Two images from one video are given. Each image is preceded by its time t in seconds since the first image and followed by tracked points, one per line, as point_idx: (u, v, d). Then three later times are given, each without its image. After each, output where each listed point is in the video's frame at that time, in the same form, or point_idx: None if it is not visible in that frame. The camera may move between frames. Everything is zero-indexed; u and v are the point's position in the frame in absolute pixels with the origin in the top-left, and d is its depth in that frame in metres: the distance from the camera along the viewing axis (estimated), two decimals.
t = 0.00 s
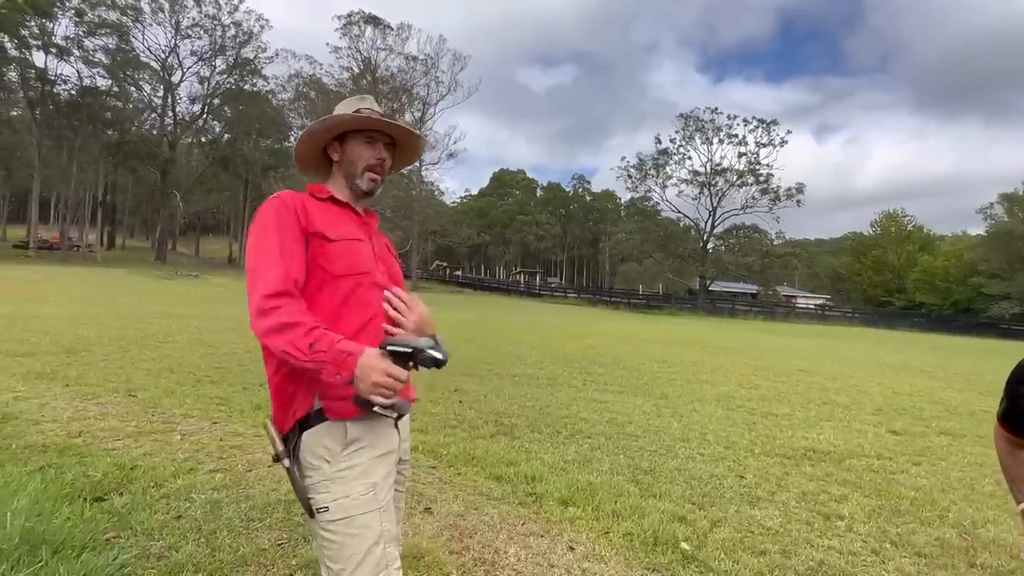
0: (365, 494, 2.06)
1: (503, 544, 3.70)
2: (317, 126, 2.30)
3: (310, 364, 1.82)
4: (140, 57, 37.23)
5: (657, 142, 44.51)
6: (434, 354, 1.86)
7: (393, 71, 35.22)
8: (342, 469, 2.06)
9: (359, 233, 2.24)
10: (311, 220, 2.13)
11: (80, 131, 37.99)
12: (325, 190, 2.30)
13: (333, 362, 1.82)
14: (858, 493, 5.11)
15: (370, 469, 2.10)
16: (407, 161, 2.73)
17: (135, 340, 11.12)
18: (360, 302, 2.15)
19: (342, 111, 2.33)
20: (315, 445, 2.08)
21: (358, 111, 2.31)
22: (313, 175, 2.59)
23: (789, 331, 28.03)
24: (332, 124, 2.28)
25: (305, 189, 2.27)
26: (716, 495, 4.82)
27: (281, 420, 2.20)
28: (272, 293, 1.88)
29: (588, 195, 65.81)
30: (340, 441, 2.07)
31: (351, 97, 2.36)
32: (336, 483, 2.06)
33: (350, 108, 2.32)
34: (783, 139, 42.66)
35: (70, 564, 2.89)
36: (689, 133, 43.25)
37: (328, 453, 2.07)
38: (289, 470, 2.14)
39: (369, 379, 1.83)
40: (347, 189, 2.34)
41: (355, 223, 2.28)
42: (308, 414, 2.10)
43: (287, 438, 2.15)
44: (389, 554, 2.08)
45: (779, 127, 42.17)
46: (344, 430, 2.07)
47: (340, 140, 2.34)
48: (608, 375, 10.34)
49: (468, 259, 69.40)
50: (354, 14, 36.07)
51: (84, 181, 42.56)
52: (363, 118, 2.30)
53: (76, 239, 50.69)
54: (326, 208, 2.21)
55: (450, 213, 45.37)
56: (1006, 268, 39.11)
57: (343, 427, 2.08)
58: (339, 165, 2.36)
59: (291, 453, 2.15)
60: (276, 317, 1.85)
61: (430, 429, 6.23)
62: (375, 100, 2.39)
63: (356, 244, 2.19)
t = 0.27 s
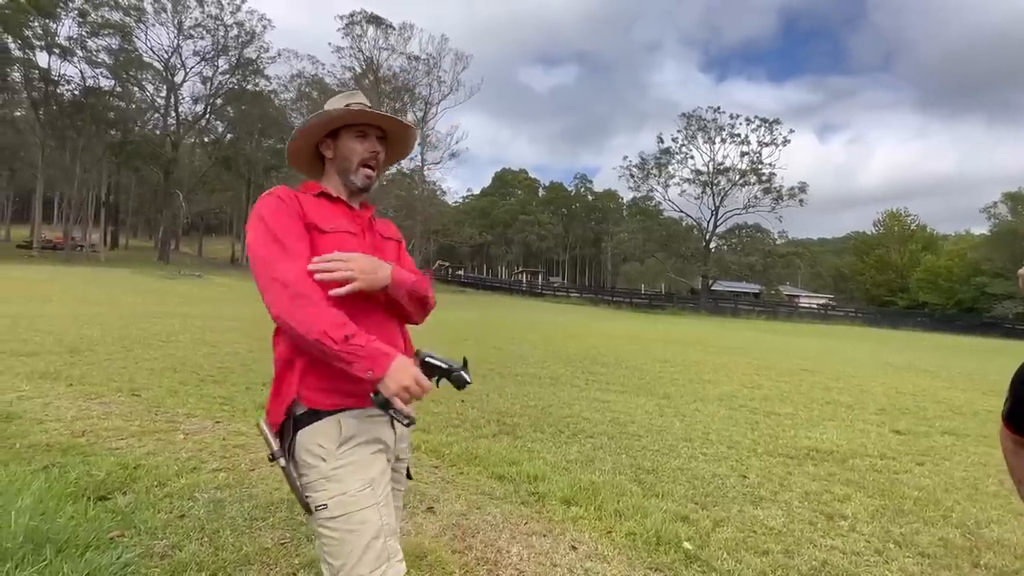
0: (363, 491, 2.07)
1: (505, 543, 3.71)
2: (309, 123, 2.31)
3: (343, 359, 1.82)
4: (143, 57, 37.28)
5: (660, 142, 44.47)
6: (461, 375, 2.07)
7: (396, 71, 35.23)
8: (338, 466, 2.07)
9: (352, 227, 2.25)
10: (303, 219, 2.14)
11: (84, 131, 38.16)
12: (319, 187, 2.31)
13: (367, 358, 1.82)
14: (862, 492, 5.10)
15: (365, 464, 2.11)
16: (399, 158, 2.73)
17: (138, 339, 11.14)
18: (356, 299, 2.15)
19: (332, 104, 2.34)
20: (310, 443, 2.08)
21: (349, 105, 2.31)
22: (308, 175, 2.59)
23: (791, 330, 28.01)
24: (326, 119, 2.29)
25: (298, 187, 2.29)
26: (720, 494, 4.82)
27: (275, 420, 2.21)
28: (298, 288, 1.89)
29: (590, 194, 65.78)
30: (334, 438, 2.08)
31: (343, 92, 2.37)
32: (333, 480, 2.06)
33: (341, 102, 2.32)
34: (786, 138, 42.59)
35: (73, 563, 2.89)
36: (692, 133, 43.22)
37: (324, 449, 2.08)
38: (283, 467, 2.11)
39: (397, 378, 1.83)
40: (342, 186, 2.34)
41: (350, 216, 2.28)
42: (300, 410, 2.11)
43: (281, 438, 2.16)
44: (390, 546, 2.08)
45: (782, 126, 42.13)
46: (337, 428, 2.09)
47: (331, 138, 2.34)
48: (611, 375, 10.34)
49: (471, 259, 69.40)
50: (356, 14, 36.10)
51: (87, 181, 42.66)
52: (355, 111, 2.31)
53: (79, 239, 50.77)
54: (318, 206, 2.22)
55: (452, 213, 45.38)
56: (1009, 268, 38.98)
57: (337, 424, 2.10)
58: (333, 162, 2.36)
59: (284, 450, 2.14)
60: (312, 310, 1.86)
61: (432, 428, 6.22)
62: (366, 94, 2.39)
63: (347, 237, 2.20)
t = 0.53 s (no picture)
0: (352, 502, 2.08)
1: (507, 543, 3.71)
2: (292, 123, 2.28)
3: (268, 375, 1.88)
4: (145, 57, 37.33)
5: (662, 142, 44.43)
6: (396, 361, 1.98)
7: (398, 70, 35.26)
8: (331, 476, 2.08)
9: (344, 231, 2.24)
10: (292, 225, 2.13)
11: (86, 130, 38.25)
12: (311, 188, 2.30)
13: (294, 370, 1.88)
14: (864, 492, 5.10)
15: (357, 476, 2.11)
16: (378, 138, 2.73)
17: (141, 338, 11.17)
18: (347, 306, 2.15)
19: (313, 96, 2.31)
20: (304, 450, 2.08)
21: (333, 97, 2.29)
22: (292, 170, 2.58)
23: (793, 330, 28.02)
24: (309, 115, 2.27)
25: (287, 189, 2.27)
26: (721, 494, 4.82)
27: (273, 420, 2.22)
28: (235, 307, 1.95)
29: (592, 194, 65.78)
30: (328, 448, 2.08)
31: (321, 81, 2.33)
32: (324, 489, 2.07)
33: (323, 93, 2.29)
34: (788, 138, 42.55)
35: (76, 562, 2.90)
36: (694, 132, 43.15)
37: (318, 459, 2.08)
38: (278, 471, 2.14)
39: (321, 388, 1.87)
40: (334, 181, 2.34)
41: (342, 220, 2.27)
42: (296, 420, 2.10)
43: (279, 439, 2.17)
44: (374, 559, 2.10)
45: (784, 126, 42.09)
46: (333, 438, 2.08)
47: (317, 132, 2.33)
48: (613, 374, 10.33)
49: (472, 258, 69.42)
50: (358, 14, 36.13)
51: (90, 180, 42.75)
52: (339, 103, 2.29)
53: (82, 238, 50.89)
54: (305, 212, 2.20)
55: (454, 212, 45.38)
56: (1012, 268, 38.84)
57: (333, 434, 2.09)
58: (322, 156, 2.35)
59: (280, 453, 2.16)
60: (245, 335, 1.92)
61: (434, 428, 6.23)
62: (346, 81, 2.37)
63: (340, 244, 2.20)
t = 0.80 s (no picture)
0: (314, 501, 2.08)
1: (508, 543, 3.70)
2: (264, 111, 2.28)
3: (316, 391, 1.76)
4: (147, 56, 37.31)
5: (663, 142, 44.40)
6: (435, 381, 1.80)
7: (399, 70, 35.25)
8: (297, 473, 2.08)
9: (325, 226, 2.22)
10: (276, 222, 2.13)
11: (88, 129, 38.20)
12: (287, 180, 2.30)
13: (336, 390, 1.73)
14: (865, 493, 5.10)
15: (324, 476, 2.10)
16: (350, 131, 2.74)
17: (142, 338, 11.17)
18: (329, 303, 2.15)
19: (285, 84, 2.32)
20: (274, 444, 2.10)
21: (305, 85, 2.29)
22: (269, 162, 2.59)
23: (794, 330, 28.01)
24: (283, 103, 2.27)
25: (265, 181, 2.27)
26: (722, 494, 4.82)
27: (248, 408, 2.23)
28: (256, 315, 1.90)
29: (593, 194, 65.76)
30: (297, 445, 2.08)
31: (293, 69, 2.34)
32: (287, 485, 2.09)
33: (295, 81, 2.30)
34: (789, 138, 42.52)
35: (77, 561, 2.91)
36: (695, 132, 43.10)
37: (285, 454, 2.09)
38: (246, 463, 2.16)
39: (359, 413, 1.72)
40: (309, 172, 2.33)
41: (322, 215, 2.26)
42: (273, 414, 2.12)
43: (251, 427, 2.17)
44: (329, 558, 2.11)
45: (785, 126, 42.07)
46: (302, 436, 2.07)
47: (289, 121, 2.34)
48: (614, 374, 10.33)
49: (473, 258, 69.41)
50: (360, 13, 36.11)
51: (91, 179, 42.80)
52: (311, 92, 2.30)
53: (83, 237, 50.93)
54: (287, 206, 2.20)
55: (455, 212, 45.38)
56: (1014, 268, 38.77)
57: (303, 432, 2.08)
58: (295, 147, 2.35)
59: (250, 445, 2.18)
60: (297, 331, 1.85)
61: (435, 427, 6.23)
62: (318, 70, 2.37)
63: (322, 239, 2.19)
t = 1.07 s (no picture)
0: (288, 501, 2.09)
1: (506, 542, 3.71)
2: (245, 105, 2.28)
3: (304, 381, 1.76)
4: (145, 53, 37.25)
5: (662, 142, 44.41)
6: (421, 358, 1.98)
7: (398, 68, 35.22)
8: (273, 473, 2.10)
9: (308, 225, 2.22)
10: (258, 219, 2.13)
11: (85, 127, 38.20)
12: (269, 178, 2.28)
13: (321, 376, 1.74)
14: (862, 493, 5.11)
15: (300, 476, 2.11)
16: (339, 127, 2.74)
17: (139, 335, 11.14)
18: (313, 301, 2.16)
19: (267, 81, 2.30)
20: (253, 441, 2.12)
21: (285, 81, 2.28)
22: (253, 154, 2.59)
23: (792, 330, 28.05)
24: (262, 99, 2.26)
25: (247, 178, 2.27)
26: (720, 494, 4.83)
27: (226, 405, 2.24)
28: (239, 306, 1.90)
29: (592, 193, 65.77)
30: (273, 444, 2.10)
31: (274, 65, 2.32)
32: (264, 482, 2.11)
33: (275, 78, 2.28)
34: (788, 138, 42.55)
35: (74, 559, 2.91)
36: (694, 132, 43.10)
37: (262, 453, 2.12)
38: (225, 461, 2.17)
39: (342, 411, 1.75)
40: (288, 170, 2.32)
41: (305, 213, 2.26)
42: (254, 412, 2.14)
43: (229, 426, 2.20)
44: (304, 553, 2.13)
45: (784, 126, 42.10)
46: (279, 434, 2.09)
47: (269, 117, 2.33)
48: (612, 374, 10.33)
49: (472, 257, 69.40)
50: (359, 12, 36.08)
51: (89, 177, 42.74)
52: (290, 89, 2.28)
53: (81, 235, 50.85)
54: (270, 203, 2.19)
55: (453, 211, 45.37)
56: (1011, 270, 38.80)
57: (281, 431, 2.09)
58: (275, 144, 2.35)
59: (228, 444, 2.18)
60: (279, 325, 1.84)
61: (434, 426, 6.23)
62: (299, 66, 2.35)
63: (306, 237, 2.19)
